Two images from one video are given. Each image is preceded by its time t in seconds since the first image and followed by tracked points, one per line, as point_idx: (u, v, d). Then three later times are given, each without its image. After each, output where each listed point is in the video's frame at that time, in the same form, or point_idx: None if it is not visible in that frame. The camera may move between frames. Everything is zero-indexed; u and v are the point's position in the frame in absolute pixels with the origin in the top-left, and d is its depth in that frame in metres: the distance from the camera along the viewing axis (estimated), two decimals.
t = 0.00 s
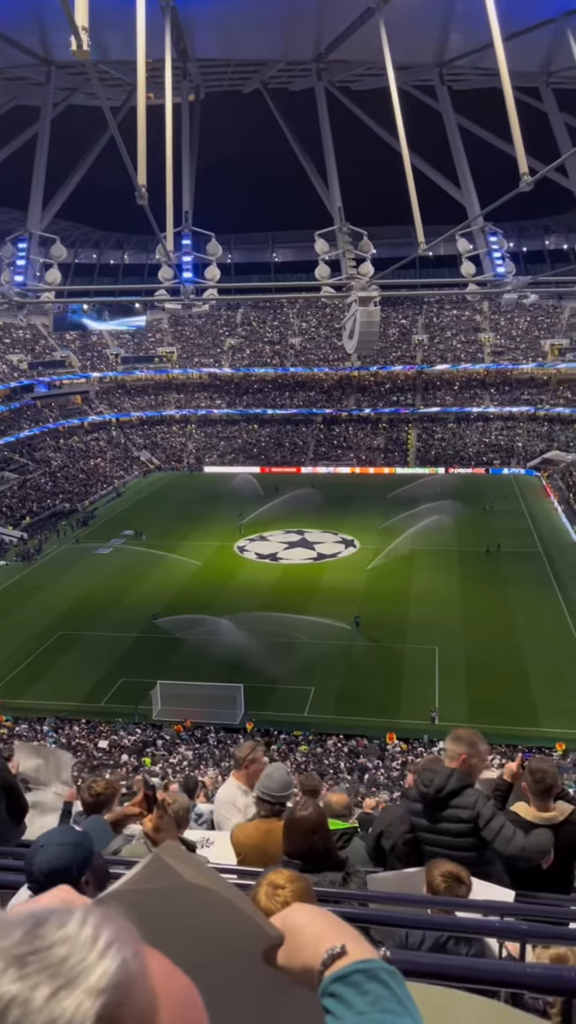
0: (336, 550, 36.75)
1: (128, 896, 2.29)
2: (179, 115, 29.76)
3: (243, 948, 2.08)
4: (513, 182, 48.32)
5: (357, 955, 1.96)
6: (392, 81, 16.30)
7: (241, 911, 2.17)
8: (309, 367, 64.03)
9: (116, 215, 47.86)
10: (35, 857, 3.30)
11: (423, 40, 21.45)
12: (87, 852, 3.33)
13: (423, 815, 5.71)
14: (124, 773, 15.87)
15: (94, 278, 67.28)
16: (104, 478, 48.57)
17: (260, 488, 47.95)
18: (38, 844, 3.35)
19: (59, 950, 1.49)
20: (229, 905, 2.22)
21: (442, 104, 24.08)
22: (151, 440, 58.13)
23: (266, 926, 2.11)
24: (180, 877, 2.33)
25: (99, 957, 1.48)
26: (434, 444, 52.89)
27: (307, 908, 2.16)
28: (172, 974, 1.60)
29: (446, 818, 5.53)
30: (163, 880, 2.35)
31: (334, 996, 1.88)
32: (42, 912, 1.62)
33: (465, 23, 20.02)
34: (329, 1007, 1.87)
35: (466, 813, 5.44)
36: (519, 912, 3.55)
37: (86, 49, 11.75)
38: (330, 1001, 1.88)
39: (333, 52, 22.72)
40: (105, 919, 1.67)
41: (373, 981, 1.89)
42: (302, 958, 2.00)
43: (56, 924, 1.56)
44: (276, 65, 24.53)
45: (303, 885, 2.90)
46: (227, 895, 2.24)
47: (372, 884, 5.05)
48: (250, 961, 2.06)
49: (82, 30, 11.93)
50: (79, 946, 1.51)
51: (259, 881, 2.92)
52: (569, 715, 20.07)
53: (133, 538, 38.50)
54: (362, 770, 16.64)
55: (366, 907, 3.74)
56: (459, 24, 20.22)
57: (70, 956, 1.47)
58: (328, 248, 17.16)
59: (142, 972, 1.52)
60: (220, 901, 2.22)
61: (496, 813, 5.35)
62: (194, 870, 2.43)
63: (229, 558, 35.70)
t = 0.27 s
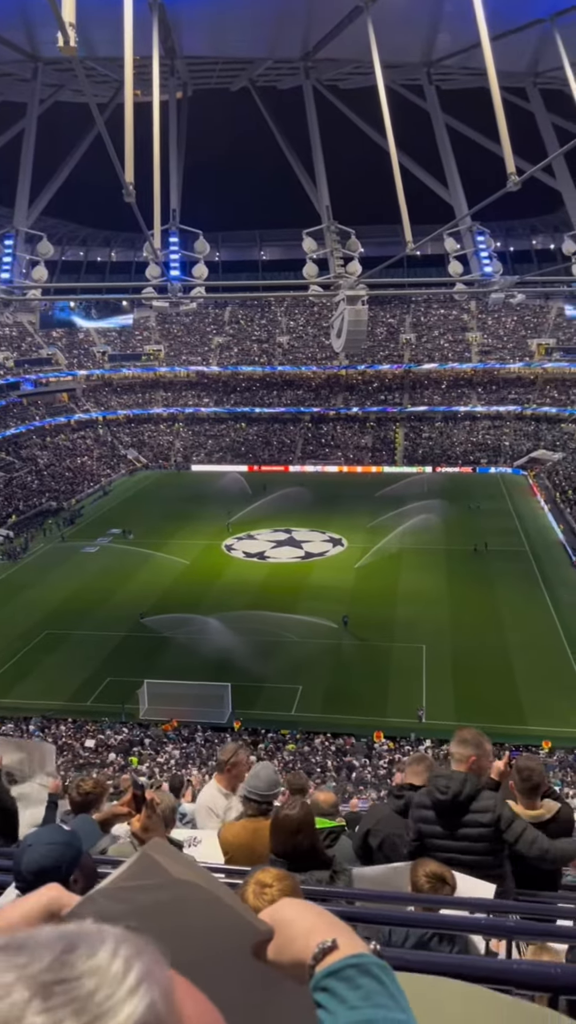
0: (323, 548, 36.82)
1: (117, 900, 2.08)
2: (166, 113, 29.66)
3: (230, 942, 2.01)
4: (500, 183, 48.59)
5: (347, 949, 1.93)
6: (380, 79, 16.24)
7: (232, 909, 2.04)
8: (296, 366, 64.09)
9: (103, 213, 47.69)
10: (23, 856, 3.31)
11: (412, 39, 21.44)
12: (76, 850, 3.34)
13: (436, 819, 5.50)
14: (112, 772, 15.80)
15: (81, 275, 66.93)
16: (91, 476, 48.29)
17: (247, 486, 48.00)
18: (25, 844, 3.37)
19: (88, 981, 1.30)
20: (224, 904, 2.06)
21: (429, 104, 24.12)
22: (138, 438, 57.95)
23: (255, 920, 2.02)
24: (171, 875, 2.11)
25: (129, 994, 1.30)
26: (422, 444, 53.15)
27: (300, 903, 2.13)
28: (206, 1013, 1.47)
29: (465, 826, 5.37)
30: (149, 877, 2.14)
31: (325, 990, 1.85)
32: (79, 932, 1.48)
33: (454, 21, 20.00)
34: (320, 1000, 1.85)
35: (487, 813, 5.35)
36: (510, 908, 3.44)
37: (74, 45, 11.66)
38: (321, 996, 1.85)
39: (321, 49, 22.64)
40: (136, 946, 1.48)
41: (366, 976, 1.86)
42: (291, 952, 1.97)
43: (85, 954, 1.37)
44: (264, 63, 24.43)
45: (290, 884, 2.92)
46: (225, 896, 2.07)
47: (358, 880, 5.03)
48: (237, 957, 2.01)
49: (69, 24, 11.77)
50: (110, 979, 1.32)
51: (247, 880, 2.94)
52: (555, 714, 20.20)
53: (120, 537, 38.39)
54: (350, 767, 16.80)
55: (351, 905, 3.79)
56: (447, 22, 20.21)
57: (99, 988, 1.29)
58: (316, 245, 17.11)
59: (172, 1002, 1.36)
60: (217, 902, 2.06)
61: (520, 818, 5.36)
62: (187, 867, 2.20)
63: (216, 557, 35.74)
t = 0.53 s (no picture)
0: (310, 548, 36.87)
1: (105, 898, 2.01)
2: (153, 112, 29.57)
3: (223, 929, 1.95)
4: (485, 183, 48.88)
5: (342, 937, 1.87)
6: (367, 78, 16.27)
7: (225, 897, 2.01)
8: (284, 365, 64.14)
9: (89, 211, 47.54)
10: (9, 856, 3.33)
11: (399, 40, 21.52)
12: (61, 849, 3.35)
13: (477, 818, 5.52)
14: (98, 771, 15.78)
15: (67, 274, 66.60)
16: (78, 475, 48.08)
17: (234, 485, 48.02)
18: (10, 844, 3.38)
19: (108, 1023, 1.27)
20: (217, 896, 2.00)
21: (416, 104, 24.19)
22: (125, 437, 57.77)
23: (248, 906, 1.98)
24: (161, 867, 2.06)
25: None
26: (409, 443, 53.38)
27: (292, 887, 2.08)
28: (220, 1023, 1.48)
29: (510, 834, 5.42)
30: (137, 870, 2.06)
31: (322, 981, 1.80)
32: (101, 960, 1.49)
33: (441, 21, 20.05)
34: (317, 992, 1.79)
35: (531, 822, 5.40)
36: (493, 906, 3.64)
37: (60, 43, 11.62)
38: (317, 988, 1.81)
39: (308, 49, 22.62)
40: (163, 982, 1.47)
41: (363, 966, 1.82)
42: (285, 936, 1.91)
43: (110, 990, 1.38)
44: (251, 62, 24.41)
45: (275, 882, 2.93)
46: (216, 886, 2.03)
47: (343, 882, 5.18)
48: (235, 947, 1.92)
49: (56, 22, 11.71)
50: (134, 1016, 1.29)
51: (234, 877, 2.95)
52: (541, 712, 20.35)
53: (107, 537, 38.26)
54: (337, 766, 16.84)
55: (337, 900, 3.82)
56: (434, 22, 20.25)
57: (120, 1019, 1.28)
58: (303, 245, 17.12)
59: None
60: (204, 890, 2.01)
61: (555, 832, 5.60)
62: (171, 857, 2.14)
63: (203, 556, 35.73)
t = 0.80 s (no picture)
0: (298, 548, 36.91)
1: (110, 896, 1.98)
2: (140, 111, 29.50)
3: (232, 926, 2.00)
4: (471, 184, 49.11)
5: (356, 935, 1.83)
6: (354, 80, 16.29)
7: (234, 895, 1.99)
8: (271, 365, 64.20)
9: (75, 211, 47.32)
10: None
11: (386, 41, 21.58)
12: (49, 850, 3.35)
13: (487, 815, 5.57)
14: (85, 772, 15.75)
15: (53, 273, 66.27)
16: (64, 476, 47.87)
17: (222, 485, 48.01)
18: None
19: None
20: (225, 895, 1.98)
21: (403, 104, 24.25)
22: (111, 437, 57.53)
23: (256, 903, 1.99)
24: (169, 872, 1.96)
25: None
26: (396, 443, 53.60)
27: (301, 883, 2.05)
28: None
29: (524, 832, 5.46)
30: (139, 878, 1.98)
31: (336, 977, 1.77)
32: (119, 972, 1.53)
33: (428, 22, 20.08)
34: (330, 989, 1.77)
35: (545, 821, 5.46)
36: (480, 906, 3.74)
37: (46, 40, 11.52)
38: (329, 984, 1.78)
39: (296, 49, 22.58)
40: (179, 990, 1.52)
41: (377, 964, 1.77)
42: (296, 932, 1.93)
43: (132, 1005, 1.41)
44: (238, 61, 24.38)
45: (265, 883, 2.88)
46: (220, 885, 1.98)
47: (331, 883, 5.21)
48: (240, 942, 2.00)
49: (42, 21, 11.63)
50: None
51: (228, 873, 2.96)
52: (527, 711, 20.49)
53: (94, 537, 38.13)
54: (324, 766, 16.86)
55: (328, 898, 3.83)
56: (421, 23, 20.27)
57: None
58: (291, 245, 17.14)
59: None
60: (211, 891, 1.97)
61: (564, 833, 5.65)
62: (169, 857, 2.03)
63: (191, 556, 35.70)
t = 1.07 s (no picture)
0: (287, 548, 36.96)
1: (98, 894, 2.01)
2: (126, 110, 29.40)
3: (227, 926, 2.04)
4: (458, 185, 49.38)
5: (350, 934, 1.87)
6: (342, 80, 16.32)
7: (226, 895, 2.04)
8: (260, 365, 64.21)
9: (62, 211, 47.16)
10: None
11: (374, 42, 21.63)
12: (37, 853, 3.38)
13: (474, 819, 5.58)
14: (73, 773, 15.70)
15: (40, 273, 65.96)
16: (51, 476, 47.66)
17: (210, 486, 48.02)
18: None
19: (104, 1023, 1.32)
20: (218, 895, 2.02)
21: (391, 105, 24.35)
22: (99, 437, 57.34)
23: (252, 904, 2.03)
24: (159, 868, 1.99)
25: None
26: (384, 444, 53.79)
27: (296, 883, 2.07)
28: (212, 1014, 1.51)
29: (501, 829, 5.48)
30: (131, 877, 2.00)
31: (329, 975, 1.79)
32: (91, 963, 1.51)
33: (415, 24, 20.14)
34: (323, 988, 1.78)
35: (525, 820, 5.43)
36: (469, 905, 3.81)
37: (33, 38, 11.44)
38: (323, 984, 1.79)
39: (283, 49, 22.58)
40: (151, 975, 1.51)
41: (371, 964, 1.79)
42: (289, 933, 1.97)
43: (99, 986, 1.42)
44: (226, 62, 24.33)
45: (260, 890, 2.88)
46: (214, 881, 2.03)
47: (319, 882, 5.25)
48: (233, 941, 2.04)
49: (28, 20, 11.57)
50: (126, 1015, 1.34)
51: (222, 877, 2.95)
52: (515, 710, 20.62)
53: (81, 537, 38.01)
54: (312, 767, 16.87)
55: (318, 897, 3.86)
56: (408, 25, 20.33)
57: None
58: (278, 245, 17.16)
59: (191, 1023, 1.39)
60: (203, 891, 2.01)
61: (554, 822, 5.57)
62: (165, 855, 2.06)
63: (179, 557, 35.68)
